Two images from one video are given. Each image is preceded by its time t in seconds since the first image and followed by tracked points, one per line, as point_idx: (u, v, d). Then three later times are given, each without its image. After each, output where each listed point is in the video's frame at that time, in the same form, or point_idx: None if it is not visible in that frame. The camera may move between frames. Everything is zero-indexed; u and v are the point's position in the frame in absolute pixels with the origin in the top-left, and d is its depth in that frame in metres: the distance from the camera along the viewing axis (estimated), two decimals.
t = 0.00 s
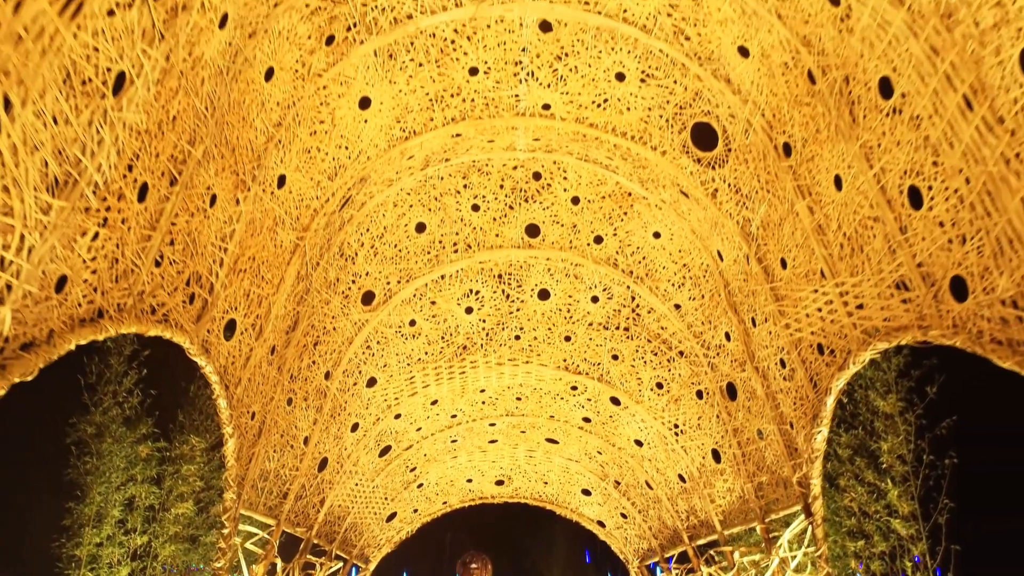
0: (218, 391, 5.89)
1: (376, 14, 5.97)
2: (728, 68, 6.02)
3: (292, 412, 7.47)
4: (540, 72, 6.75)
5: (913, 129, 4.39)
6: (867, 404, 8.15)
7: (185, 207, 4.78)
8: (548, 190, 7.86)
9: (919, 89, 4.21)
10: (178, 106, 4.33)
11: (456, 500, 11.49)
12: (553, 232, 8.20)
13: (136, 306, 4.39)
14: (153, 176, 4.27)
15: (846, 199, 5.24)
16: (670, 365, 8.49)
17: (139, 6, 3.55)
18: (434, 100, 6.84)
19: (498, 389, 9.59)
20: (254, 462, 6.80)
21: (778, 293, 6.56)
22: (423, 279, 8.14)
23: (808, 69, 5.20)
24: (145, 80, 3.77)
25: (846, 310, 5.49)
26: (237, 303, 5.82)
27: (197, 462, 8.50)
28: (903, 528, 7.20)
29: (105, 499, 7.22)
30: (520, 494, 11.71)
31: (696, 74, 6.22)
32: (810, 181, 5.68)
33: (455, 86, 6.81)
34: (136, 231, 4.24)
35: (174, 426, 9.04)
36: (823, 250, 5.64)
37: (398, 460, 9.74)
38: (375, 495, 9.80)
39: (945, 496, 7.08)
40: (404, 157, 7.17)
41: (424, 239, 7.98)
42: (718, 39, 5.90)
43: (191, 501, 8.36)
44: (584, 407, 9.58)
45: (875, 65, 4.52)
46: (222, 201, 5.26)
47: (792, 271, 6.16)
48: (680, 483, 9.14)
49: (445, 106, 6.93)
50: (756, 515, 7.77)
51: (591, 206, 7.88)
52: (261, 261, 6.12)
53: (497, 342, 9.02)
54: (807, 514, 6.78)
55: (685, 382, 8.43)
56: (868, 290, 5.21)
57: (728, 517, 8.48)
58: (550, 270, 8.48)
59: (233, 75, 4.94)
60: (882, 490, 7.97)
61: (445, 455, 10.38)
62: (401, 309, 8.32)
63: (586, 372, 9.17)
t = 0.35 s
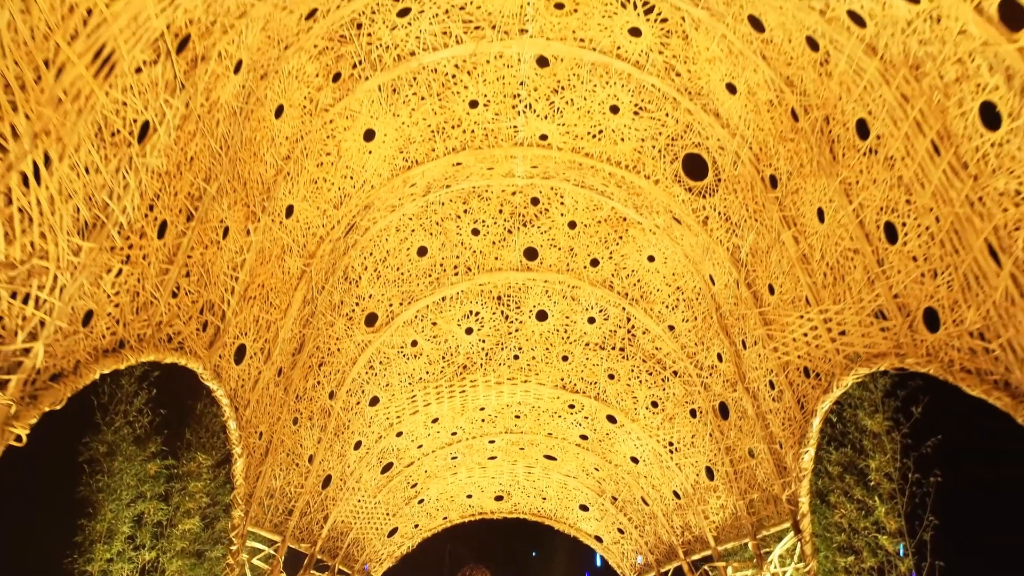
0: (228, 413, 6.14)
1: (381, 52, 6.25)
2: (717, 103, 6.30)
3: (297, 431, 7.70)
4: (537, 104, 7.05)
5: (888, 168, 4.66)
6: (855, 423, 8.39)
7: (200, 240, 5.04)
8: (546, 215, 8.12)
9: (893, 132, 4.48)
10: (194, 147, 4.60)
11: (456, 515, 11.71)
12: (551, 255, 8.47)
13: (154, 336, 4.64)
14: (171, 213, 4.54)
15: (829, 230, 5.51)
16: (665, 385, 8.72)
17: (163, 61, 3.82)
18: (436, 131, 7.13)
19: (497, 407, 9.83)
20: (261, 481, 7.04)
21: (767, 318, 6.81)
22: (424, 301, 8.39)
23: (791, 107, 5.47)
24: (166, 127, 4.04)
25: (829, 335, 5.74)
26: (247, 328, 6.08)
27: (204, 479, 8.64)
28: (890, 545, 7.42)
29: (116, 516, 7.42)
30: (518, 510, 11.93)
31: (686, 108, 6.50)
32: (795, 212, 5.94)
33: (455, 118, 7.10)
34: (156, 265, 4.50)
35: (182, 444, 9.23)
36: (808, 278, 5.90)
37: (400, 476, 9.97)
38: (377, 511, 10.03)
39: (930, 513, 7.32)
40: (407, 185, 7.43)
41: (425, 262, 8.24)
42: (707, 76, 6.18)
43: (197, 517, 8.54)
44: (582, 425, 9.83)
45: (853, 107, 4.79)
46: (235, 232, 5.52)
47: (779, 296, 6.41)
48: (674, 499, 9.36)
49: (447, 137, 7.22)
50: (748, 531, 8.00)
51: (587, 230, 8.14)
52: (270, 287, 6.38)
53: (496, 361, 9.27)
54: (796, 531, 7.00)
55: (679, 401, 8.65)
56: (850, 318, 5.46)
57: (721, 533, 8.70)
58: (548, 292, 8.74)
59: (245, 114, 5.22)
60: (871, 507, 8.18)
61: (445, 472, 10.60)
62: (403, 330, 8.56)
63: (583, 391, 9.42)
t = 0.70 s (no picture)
0: (237, 428, 6.36)
1: (386, 81, 6.51)
2: (709, 129, 6.54)
3: (302, 444, 7.91)
4: (535, 128, 7.32)
5: (869, 198, 4.89)
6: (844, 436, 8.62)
7: (213, 264, 5.27)
8: (544, 232, 8.36)
9: (873, 164, 4.72)
10: (209, 178, 4.84)
11: (457, 524, 11.92)
12: (550, 272, 8.70)
13: (170, 356, 4.87)
14: (186, 240, 4.77)
15: (815, 254, 5.75)
16: (661, 398, 8.93)
17: (182, 101, 4.05)
18: (438, 154, 7.40)
19: (497, 419, 10.06)
20: (268, 492, 7.26)
21: (758, 335, 7.03)
22: (426, 316, 8.63)
23: (779, 136, 5.72)
24: (184, 161, 4.27)
25: (816, 354, 5.97)
26: (256, 346, 6.31)
27: (210, 490, 8.78)
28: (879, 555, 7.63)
29: (127, 526, 7.63)
30: (518, 519, 12.14)
31: (679, 133, 6.75)
32: (783, 234, 6.18)
33: (457, 141, 7.37)
34: (173, 289, 4.73)
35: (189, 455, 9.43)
36: (796, 298, 6.13)
37: (402, 487, 10.18)
38: (379, 520, 10.24)
39: (917, 524, 7.53)
40: (409, 205, 7.68)
41: (427, 278, 8.47)
42: (699, 103, 6.43)
43: (204, 527, 8.65)
44: (580, 437, 10.06)
45: (836, 139, 5.04)
46: (245, 255, 5.76)
47: (770, 315, 6.64)
48: (670, 509, 9.56)
49: (448, 160, 7.49)
50: (741, 541, 8.21)
51: (585, 248, 8.38)
52: (277, 306, 6.61)
53: (496, 375, 9.50)
54: (787, 541, 7.21)
55: (674, 414, 8.87)
56: (836, 338, 5.68)
57: (716, 542, 8.90)
58: (546, 307, 8.97)
59: (256, 143, 5.46)
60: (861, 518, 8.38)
61: (446, 482, 10.82)
62: (405, 344, 8.78)
63: (580, 403, 9.65)
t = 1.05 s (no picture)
0: (248, 437, 6.62)
1: (390, 102, 6.76)
2: (702, 149, 6.79)
3: (309, 451, 8.15)
4: (534, 146, 7.58)
5: (851, 221, 5.14)
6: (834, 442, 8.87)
7: (226, 282, 5.52)
8: (543, 244, 8.62)
9: (853, 189, 4.96)
10: (222, 202, 5.09)
11: (458, 527, 12.18)
12: (548, 282, 8.95)
13: (186, 372, 5.12)
14: (202, 261, 5.02)
15: (802, 271, 5.99)
16: (657, 406, 9.18)
17: (200, 135, 4.29)
18: (440, 171, 7.66)
19: (497, 425, 10.32)
20: (275, 498, 7.51)
21: (749, 346, 7.28)
22: (428, 326, 8.88)
23: (767, 158, 5.98)
24: (201, 189, 4.53)
25: (803, 366, 6.22)
26: (266, 359, 6.56)
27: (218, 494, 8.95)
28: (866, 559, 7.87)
29: (138, 531, 7.87)
30: (518, 522, 12.40)
31: (673, 152, 7.01)
32: (772, 251, 6.43)
33: (459, 159, 7.64)
34: (189, 308, 4.98)
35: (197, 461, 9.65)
36: (784, 312, 6.38)
37: (404, 491, 10.45)
38: (382, 524, 10.49)
39: (902, 529, 7.77)
40: (412, 219, 7.93)
41: (429, 289, 8.72)
42: (691, 124, 6.68)
43: (212, 531, 8.88)
44: (578, 442, 10.33)
45: (820, 164, 5.29)
46: (256, 273, 6.01)
47: (760, 328, 6.89)
48: (666, 513, 9.80)
49: (450, 177, 7.76)
50: (734, 545, 8.46)
51: (583, 259, 8.63)
52: (286, 320, 6.86)
53: (496, 383, 9.77)
54: (777, 546, 7.45)
55: (670, 421, 9.10)
56: (821, 352, 5.93)
57: (710, 546, 9.14)
58: (545, 317, 9.22)
59: (266, 166, 5.70)
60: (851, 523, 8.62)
61: (447, 486, 11.07)
62: (408, 353, 9.03)
63: (578, 410, 9.92)
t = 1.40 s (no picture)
0: (256, 445, 6.86)
1: (393, 120, 6.99)
2: (694, 165, 7.01)
3: (313, 457, 8.37)
4: (533, 161, 7.82)
5: (835, 240, 5.36)
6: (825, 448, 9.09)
7: (236, 297, 5.74)
8: (542, 254, 8.84)
9: (837, 210, 5.18)
10: (233, 222, 5.31)
11: (458, 529, 12.41)
12: (547, 291, 9.18)
13: (198, 384, 5.34)
14: (213, 279, 5.25)
15: (790, 285, 6.22)
16: (652, 412, 9.40)
17: (213, 162, 4.51)
18: (441, 186, 7.90)
19: (496, 430, 10.55)
20: (281, 503, 7.74)
21: (740, 356, 7.50)
22: (429, 334, 9.12)
23: (757, 176, 6.20)
24: (214, 212, 4.74)
25: (792, 377, 6.45)
26: (273, 369, 6.79)
27: (224, 498, 9.19)
28: (855, 562, 8.08)
29: (148, 534, 8.09)
30: (517, 525, 12.65)
31: (667, 167, 7.23)
32: (762, 265, 6.65)
33: (459, 173, 7.87)
34: (202, 323, 5.20)
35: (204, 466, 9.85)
36: (773, 324, 6.61)
37: (405, 495, 10.69)
38: (384, 527, 10.73)
39: (890, 533, 8.02)
40: (414, 231, 8.15)
41: (430, 298, 8.94)
42: (684, 142, 6.90)
43: (218, 534, 9.11)
44: (576, 447, 10.58)
45: (806, 184, 5.51)
46: (264, 287, 6.23)
47: (751, 338, 7.12)
48: (661, 517, 10.02)
49: (451, 191, 8.00)
50: (728, 548, 8.68)
51: (580, 269, 8.86)
52: (292, 330, 7.09)
53: (496, 389, 10.02)
54: (768, 550, 7.67)
55: (665, 427, 9.32)
56: (808, 363, 6.15)
57: (704, 549, 9.36)
58: (544, 325, 9.45)
59: (274, 185, 5.92)
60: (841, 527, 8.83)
61: (448, 490, 11.31)
62: (410, 360, 9.25)
63: (576, 416, 10.19)
